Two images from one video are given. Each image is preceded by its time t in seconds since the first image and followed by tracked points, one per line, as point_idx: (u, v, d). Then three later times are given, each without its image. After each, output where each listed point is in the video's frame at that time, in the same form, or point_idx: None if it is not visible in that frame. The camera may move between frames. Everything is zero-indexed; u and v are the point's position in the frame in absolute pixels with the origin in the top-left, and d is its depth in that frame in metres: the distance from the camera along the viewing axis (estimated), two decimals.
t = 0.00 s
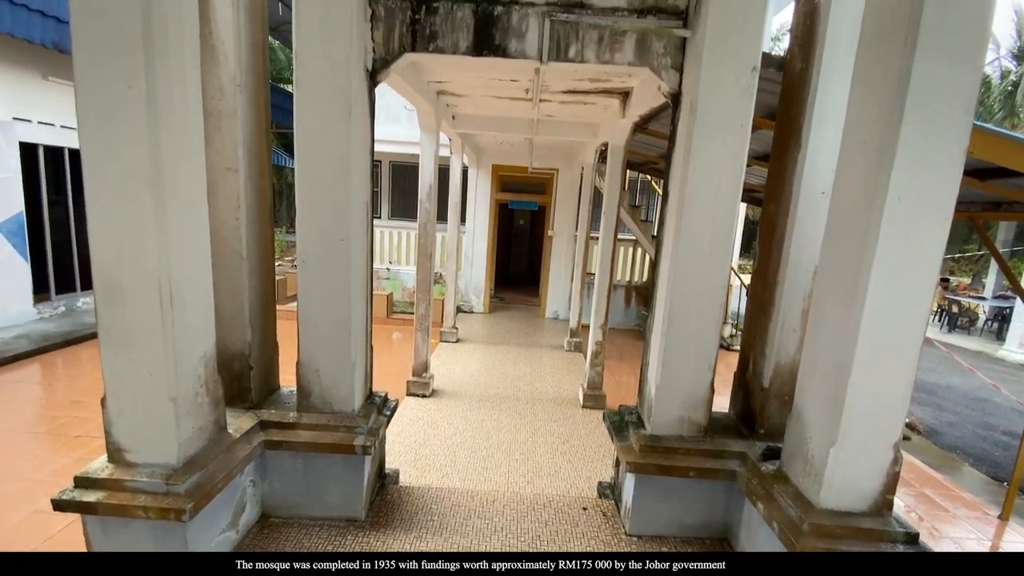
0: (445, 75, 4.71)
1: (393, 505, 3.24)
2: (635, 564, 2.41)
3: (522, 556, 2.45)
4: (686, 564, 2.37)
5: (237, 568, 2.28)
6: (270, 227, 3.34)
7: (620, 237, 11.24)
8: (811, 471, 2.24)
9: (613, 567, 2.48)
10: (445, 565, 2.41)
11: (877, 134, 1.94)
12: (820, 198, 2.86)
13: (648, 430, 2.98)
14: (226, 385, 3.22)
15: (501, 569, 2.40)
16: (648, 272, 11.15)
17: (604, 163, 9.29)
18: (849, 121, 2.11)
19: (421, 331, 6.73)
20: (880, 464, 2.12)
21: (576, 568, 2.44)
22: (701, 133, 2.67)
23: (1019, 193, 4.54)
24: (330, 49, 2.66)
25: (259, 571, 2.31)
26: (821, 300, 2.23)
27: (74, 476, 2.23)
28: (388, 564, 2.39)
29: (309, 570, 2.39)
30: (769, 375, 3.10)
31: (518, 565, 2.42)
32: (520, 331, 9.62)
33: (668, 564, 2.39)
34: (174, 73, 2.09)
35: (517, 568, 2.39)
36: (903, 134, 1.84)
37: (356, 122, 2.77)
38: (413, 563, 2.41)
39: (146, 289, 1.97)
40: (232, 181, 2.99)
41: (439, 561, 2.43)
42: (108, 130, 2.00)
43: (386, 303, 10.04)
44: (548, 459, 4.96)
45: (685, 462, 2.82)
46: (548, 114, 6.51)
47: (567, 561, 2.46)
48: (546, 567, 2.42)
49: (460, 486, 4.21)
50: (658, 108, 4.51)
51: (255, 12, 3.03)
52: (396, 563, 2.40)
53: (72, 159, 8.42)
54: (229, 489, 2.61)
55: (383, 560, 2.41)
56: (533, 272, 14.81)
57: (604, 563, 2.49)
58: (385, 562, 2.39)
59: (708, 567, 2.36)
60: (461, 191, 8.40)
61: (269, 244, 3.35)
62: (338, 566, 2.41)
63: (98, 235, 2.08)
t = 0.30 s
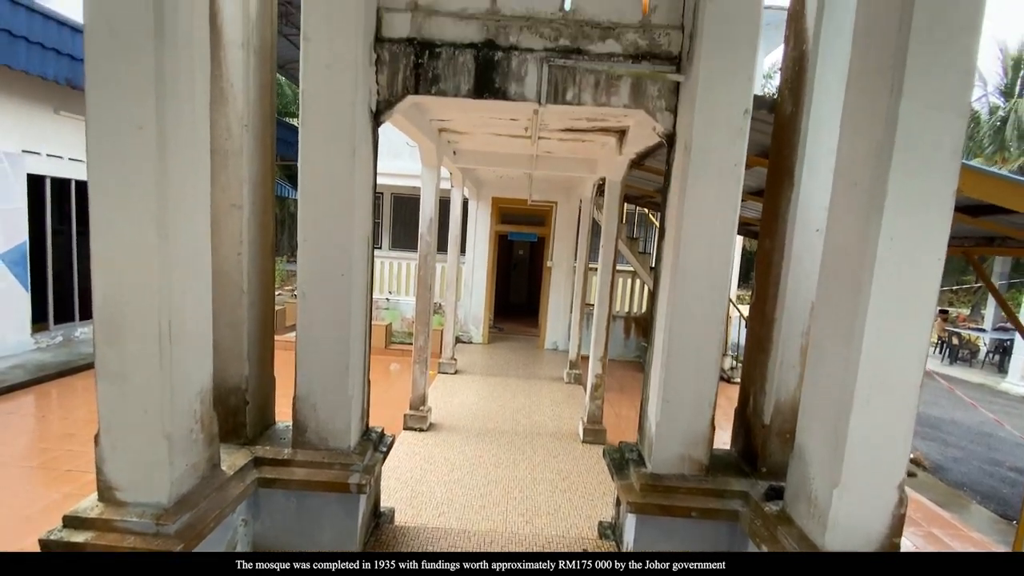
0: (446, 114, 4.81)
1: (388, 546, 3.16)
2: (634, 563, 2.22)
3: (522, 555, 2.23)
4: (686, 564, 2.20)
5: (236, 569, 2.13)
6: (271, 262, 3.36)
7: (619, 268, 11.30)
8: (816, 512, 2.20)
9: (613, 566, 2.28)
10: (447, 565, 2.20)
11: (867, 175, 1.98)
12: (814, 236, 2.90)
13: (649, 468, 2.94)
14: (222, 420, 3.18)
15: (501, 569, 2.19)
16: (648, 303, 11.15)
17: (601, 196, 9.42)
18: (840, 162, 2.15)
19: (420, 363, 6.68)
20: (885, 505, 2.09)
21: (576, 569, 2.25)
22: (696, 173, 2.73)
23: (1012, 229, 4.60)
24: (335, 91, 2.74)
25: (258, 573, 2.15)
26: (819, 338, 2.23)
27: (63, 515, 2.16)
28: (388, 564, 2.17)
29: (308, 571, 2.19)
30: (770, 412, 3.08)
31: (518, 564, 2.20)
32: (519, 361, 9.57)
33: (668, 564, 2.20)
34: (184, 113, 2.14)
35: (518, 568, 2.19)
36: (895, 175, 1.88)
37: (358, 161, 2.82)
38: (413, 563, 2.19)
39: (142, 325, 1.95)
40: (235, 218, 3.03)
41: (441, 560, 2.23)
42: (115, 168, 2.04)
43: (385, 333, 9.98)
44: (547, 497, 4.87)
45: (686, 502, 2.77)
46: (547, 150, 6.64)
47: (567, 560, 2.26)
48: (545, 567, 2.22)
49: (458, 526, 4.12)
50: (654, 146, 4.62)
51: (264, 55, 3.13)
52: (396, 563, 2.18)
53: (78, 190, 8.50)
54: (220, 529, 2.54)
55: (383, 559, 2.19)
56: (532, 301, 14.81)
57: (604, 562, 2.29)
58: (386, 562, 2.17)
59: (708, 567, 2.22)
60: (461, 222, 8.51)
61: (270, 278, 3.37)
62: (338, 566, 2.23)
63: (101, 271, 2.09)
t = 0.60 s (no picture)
0: (445, 152, 4.91)
1: None
2: (635, 563, 2.37)
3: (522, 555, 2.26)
4: (686, 565, 2.39)
5: (237, 568, 2.20)
6: (271, 297, 3.37)
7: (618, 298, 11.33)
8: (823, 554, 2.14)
9: (613, 567, 2.37)
10: (446, 564, 2.23)
11: (859, 215, 2.01)
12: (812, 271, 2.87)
13: (652, 507, 2.89)
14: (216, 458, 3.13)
15: (501, 569, 2.22)
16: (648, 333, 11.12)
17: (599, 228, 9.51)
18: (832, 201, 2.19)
19: (418, 397, 6.61)
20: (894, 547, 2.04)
21: (576, 569, 2.27)
22: (692, 209, 2.77)
23: (1004, 262, 4.65)
24: (339, 132, 2.80)
25: (259, 572, 2.20)
26: (818, 374, 2.22)
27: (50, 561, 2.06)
28: (388, 564, 2.23)
29: (308, 571, 2.23)
30: (773, 449, 3.04)
31: (518, 563, 2.22)
32: (518, 393, 9.48)
33: (668, 565, 2.38)
34: (191, 155, 2.15)
35: (517, 567, 2.21)
36: (887, 214, 1.91)
37: (360, 199, 2.86)
38: (413, 563, 2.23)
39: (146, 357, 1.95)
40: (237, 254, 3.06)
41: (439, 560, 2.24)
42: (121, 209, 2.04)
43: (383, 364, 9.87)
44: (547, 536, 4.75)
45: (690, 542, 2.69)
46: (545, 184, 6.74)
47: (567, 561, 2.27)
48: (546, 566, 2.25)
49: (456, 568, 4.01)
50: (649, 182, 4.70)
51: (270, 96, 3.21)
52: (396, 563, 2.24)
53: (81, 222, 8.53)
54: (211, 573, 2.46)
55: (383, 560, 2.25)
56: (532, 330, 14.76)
57: (604, 563, 2.36)
58: (386, 561, 2.23)
59: (709, 567, 2.39)
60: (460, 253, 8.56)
61: (269, 314, 3.37)
62: (338, 566, 2.26)
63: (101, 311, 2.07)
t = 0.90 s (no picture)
0: (444, 188, 4.98)
1: None
2: (635, 564, 2.22)
3: (522, 554, 2.17)
4: (686, 564, 2.25)
5: (237, 569, 2.15)
6: (269, 334, 3.35)
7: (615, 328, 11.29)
8: None
9: (613, 566, 2.25)
10: (447, 565, 2.13)
11: (852, 251, 2.03)
12: (807, 306, 2.95)
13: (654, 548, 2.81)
14: (207, 499, 3.06)
15: (501, 569, 2.13)
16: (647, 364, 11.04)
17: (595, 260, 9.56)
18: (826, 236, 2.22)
19: (414, 431, 6.50)
20: None
21: (576, 569, 2.18)
22: (688, 244, 2.80)
23: (999, 293, 4.67)
24: (339, 171, 2.84)
25: (258, 573, 2.18)
26: (819, 410, 2.19)
27: None
28: (387, 564, 2.14)
29: (307, 571, 2.20)
30: (776, 486, 2.98)
31: (518, 563, 2.14)
32: (517, 426, 9.35)
33: (668, 564, 2.25)
34: (194, 194, 2.10)
35: (518, 568, 2.12)
36: (880, 251, 1.93)
37: (359, 236, 2.88)
38: (413, 563, 2.14)
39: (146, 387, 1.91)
40: (236, 291, 3.06)
41: (440, 560, 2.15)
42: (120, 249, 1.99)
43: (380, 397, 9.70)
44: None
45: None
46: (542, 218, 6.83)
47: (567, 560, 2.18)
48: (546, 566, 2.14)
49: None
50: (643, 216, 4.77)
51: (274, 136, 3.27)
52: (396, 562, 2.16)
53: (82, 256, 8.52)
54: None
55: (383, 560, 2.17)
56: (530, 360, 14.65)
57: (604, 562, 2.26)
58: (386, 562, 2.15)
59: (708, 567, 2.25)
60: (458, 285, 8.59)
61: (266, 350, 3.35)
62: (338, 566, 2.21)
63: (95, 353, 1.99)
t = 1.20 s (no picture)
0: (442, 221, 5.03)
1: None
2: (635, 563, 2.21)
3: (522, 554, 2.19)
4: (686, 564, 2.25)
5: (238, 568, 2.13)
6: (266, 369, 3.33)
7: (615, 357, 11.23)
8: None
9: (613, 566, 2.24)
10: (446, 565, 2.18)
11: (847, 285, 2.04)
12: (803, 338, 2.97)
13: None
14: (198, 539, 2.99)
15: (501, 569, 2.15)
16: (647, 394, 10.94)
17: (594, 288, 9.57)
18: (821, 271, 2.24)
19: (411, 466, 6.39)
20: None
21: (575, 569, 2.20)
22: (684, 276, 2.82)
23: (995, 322, 4.67)
24: (339, 207, 2.88)
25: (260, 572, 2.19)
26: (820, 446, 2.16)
27: None
28: (388, 564, 2.18)
29: (309, 570, 2.25)
30: (781, 524, 2.92)
31: (518, 563, 2.15)
32: (517, 459, 9.18)
33: (668, 564, 2.24)
34: (194, 231, 2.13)
35: (518, 568, 2.14)
36: (875, 286, 1.95)
37: (358, 271, 2.89)
38: (413, 563, 2.19)
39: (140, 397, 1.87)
40: (234, 325, 3.06)
41: (440, 560, 2.20)
42: (119, 285, 1.99)
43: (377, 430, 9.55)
44: None
45: None
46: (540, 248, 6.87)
47: (567, 561, 2.21)
48: (546, 565, 2.18)
49: None
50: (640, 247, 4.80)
51: (275, 172, 3.32)
52: (397, 562, 2.19)
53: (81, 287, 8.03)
54: None
55: (383, 559, 2.20)
56: (530, 389, 14.50)
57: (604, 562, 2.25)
58: (386, 562, 2.19)
59: (708, 567, 2.27)
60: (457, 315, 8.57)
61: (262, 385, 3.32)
62: (339, 565, 2.24)
63: (89, 391, 1.97)
